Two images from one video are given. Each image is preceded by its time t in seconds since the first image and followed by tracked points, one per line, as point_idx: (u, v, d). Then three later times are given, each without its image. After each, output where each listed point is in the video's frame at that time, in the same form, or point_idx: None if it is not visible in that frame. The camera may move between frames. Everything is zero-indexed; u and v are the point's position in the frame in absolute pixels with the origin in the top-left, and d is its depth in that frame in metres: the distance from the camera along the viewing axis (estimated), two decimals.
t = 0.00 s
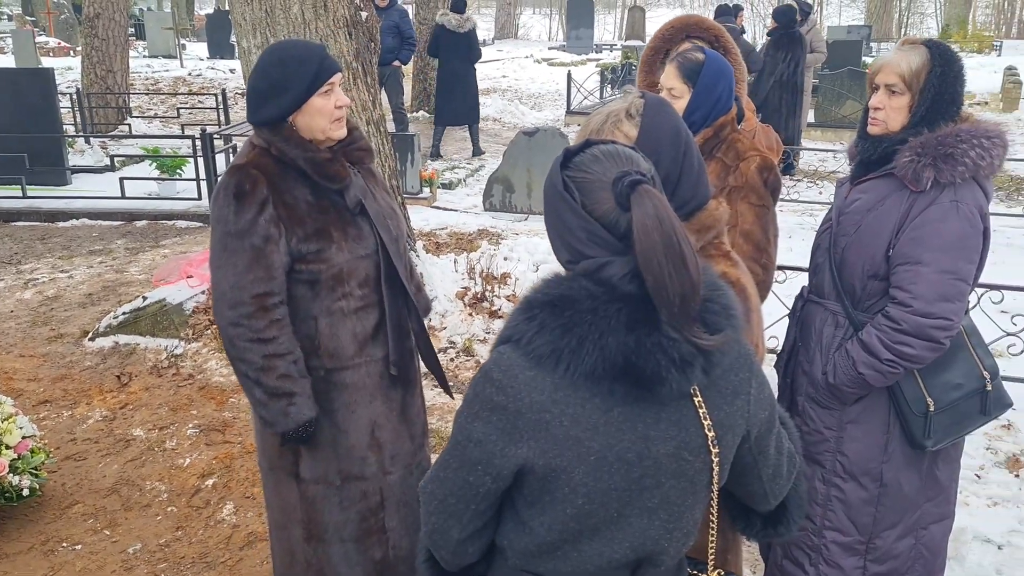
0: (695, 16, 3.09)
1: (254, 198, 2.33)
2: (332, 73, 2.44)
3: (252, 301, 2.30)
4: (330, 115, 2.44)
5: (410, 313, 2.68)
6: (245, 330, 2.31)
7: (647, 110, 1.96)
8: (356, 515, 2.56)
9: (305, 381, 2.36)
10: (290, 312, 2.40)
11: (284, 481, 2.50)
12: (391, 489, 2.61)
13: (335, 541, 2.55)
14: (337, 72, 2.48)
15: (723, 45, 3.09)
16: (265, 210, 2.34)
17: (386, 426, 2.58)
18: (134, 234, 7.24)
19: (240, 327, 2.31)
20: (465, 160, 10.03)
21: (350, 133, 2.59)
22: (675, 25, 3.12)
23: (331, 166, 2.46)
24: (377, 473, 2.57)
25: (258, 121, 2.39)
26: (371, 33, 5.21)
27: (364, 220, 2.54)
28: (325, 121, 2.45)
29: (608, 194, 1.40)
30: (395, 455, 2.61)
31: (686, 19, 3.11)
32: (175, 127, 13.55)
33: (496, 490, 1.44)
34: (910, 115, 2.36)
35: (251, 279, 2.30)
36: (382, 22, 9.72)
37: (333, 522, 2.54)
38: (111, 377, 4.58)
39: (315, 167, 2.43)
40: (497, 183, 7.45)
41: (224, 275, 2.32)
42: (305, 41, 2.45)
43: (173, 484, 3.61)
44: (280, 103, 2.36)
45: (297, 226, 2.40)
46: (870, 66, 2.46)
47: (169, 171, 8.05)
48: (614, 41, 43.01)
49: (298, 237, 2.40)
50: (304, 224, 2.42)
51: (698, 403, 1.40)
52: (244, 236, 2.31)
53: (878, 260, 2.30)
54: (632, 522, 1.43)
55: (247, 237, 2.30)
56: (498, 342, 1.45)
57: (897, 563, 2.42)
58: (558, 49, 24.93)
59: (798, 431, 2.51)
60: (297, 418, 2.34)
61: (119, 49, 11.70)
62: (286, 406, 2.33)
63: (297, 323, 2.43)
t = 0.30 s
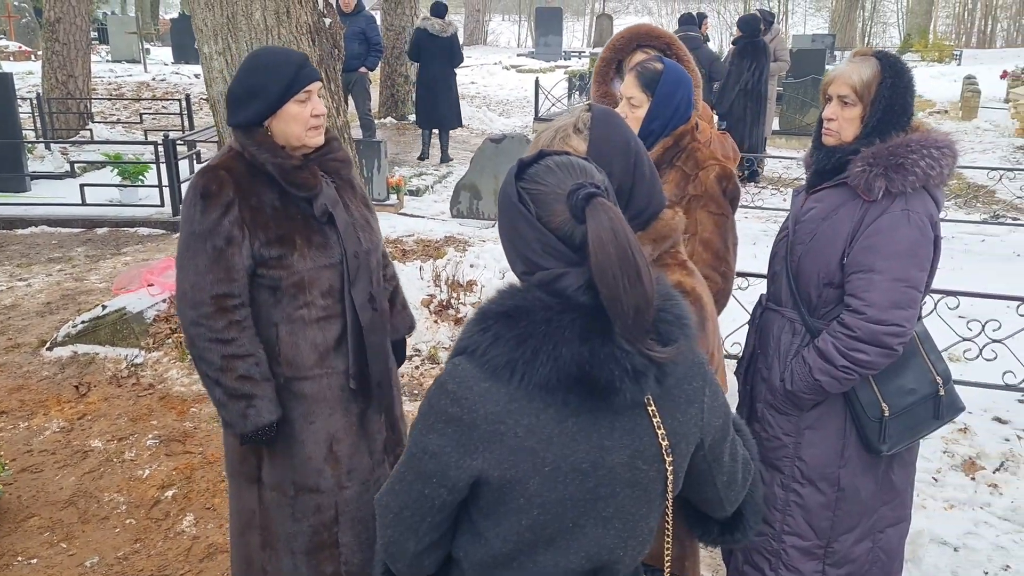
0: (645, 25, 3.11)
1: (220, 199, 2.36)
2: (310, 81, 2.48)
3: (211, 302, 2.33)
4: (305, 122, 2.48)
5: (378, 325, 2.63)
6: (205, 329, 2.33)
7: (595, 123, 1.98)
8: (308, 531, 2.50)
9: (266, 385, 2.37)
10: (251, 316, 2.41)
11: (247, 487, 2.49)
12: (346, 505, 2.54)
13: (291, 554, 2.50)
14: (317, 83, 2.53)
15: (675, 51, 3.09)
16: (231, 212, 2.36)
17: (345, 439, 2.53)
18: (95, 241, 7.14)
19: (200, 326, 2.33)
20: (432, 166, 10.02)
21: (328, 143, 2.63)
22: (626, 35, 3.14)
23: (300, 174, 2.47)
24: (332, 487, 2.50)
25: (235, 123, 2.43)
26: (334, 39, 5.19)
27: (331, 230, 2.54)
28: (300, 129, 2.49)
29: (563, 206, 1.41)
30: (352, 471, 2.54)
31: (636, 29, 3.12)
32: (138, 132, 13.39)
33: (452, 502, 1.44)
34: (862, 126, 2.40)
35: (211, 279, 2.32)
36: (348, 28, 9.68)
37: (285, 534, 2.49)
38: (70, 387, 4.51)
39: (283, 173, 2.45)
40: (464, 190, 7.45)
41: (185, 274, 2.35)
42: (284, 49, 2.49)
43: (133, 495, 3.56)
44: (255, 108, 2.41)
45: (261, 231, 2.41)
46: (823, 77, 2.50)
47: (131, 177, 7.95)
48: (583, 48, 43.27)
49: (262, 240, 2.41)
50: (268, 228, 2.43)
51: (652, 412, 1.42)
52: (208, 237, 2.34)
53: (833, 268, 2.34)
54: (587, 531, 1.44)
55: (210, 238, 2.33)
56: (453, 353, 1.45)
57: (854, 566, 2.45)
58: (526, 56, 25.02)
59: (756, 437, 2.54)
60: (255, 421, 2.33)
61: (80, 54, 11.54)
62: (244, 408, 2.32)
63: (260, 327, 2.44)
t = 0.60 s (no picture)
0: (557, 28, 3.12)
1: (163, 186, 2.30)
2: (263, 78, 2.43)
3: (142, 288, 2.26)
4: (255, 118, 2.42)
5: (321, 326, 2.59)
6: (133, 316, 2.26)
7: (507, 125, 2.00)
8: (232, 534, 2.41)
9: (189, 378, 2.30)
10: (186, 307, 2.35)
11: (173, 488, 2.40)
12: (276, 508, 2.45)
13: (208, 562, 2.41)
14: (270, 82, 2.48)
15: (584, 54, 3.13)
16: (172, 200, 2.31)
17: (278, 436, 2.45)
18: None
19: (130, 313, 2.27)
20: (347, 166, 9.89)
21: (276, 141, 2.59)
22: (537, 37, 3.15)
23: (248, 167, 2.42)
24: (262, 487, 2.43)
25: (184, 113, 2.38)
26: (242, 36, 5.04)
27: (277, 225, 2.49)
28: (250, 124, 2.44)
29: (469, 210, 1.40)
30: (285, 474, 2.47)
31: (548, 31, 3.14)
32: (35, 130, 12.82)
33: (361, 512, 1.42)
34: (765, 129, 2.47)
35: (144, 265, 2.26)
36: (257, 25, 9.46)
37: (208, 538, 2.40)
38: None
39: (230, 165, 2.40)
40: (381, 190, 7.39)
41: (118, 259, 2.28)
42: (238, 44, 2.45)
43: (31, 511, 3.40)
44: (204, 99, 2.36)
45: (200, 221, 2.36)
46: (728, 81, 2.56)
47: (27, 177, 7.59)
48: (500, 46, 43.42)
49: (201, 231, 2.36)
50: (209, 219, 2.37)
51: (561, 415, 1.43)
52: (146, 223, 2.28)
53: (739, 266, 2.40)
54: (499, 536, 1.44)
55: (148, 224, 2.27)
56: (360, 361, 1.43)
57: (762, 556, 2.52)
58: (442, 54, 24.96)
59: (667, 433, 2.58)
60: (172, 414, 2.26)
61: None
62: (162, 400, 2.26)
63: (195, 319, 2.37)
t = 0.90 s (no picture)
0: (462, 31, 3.15)
1: (105, 171, 2.33)
2: (212, 71, 2.50)
3: (82, 271, 2.30)
4: (202, 109, 2.48)
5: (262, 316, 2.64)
6: (72, 298, 2.30)
7: (415, 129, 1.98)
8: (168, 518, 2.46)
9: (129, 360, 2.35)
10: (126, 291, 2.40)
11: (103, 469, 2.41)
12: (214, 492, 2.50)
13: (145, 543, 2.44)
14: (221, 75, 2.55)
15: (488, 57, 3.17)
16: (114, 185, 2.35)
17: (215, 424, 2.50)
18: None
19: (69, 295, 2.30)
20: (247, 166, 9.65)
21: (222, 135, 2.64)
22: (440, 40, 3.16)
23: (193, 157, 2.48)
24: (200, 471, 2.47)
25: (133, 98, 2.42)
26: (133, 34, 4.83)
27: (218, 215, 2.54)
28: (197, 115, 2.49)
29: (375, 214, 1.39)
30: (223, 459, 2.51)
31: (453, 35, 3.16)
32: None
33: (274, 522, 1.40)
34: (664, 128, 2.53)
35: (84, 249, 2.30)
36: (148, 21, 9.12)
37: (145, 520, 2.44)
38: None
39: (175, 154, 2.45)
40: (282, 192, 7.25)
41: (57, 241, 2.31)
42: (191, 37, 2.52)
43: None
44: (153, 86, 2.41)
45: (142, 207, 2.40)
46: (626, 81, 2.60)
47: None
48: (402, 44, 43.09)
49: (142, 217, 2.40)
50: (150, 205, 2.41)
51: (474, 416, 1.43)
52: (87, 207, 2.30)
53: (643, 263, 2.45)
54: (414, 540, 1.43)
55: (89, 208, 2.30)
56: (268, 369, 1.40)
57: (672, 544, 2.59)
58: (342, 52, 24.59)
59: (578, 428, 2.62)
60: (112, 394, 2.31)
61: None
62: (102, 380, 2.31)
63: (134, 303, 2.42)
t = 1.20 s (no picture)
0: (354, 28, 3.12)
1: None
2: (97, 53, 2.36)
3: None
4: (86, 93, 2.34)
5: (161, 306, 2.53)
6: None
7: (322, 127, 2.00)
8: (61, 519, 2.37)
9: (24, 355, 2.25)
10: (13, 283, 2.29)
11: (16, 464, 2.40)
12: (108, 488, 2.41)
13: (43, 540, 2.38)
14: (107, 57, 2.40)
15: (384, 53, 3.14)
16: None
17: (110, 420, 2.40)
18: None
19: None
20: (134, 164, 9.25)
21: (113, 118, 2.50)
22: (335, 38, 3.11)
23: (79, 142, 2.35)
24: (94, 467, 2.38)
25: (13, 84, 2.29)
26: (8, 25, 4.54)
27: (110, 203, 2.42)
28: (81, 99, 2.35)
29: (292, 213, 1.37)
30: (115, 453, 2.41)
31: (344, 32, 3.12)
32: None
33: (190, 531, 1.36)
34: (569, 124, 2.57)
35: None
36: (21, 11, 8.60)
37: (41, 518, 2.37)
38: None
39: (59, 139, 2.32)
40: (174, 190, 6.98)
41: None
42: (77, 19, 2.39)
43: None
44: (33, 70, 2.28)
45: (25, 195, 2.28)
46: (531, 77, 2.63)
47: None
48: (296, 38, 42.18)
49: (27, 205, 2.28)
50: (35, 194, 2.29)
51: (395, 415, 1.43)
52: None
53: (552, 258, 2.49)
54: (336, 542, 1.42)
55: None
56: (180, 374, 1.36)
57: (586, 533, 2.64)
58: (231, 46, 23.85)
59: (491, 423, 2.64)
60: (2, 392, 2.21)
61: None
62: None
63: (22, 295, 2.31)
